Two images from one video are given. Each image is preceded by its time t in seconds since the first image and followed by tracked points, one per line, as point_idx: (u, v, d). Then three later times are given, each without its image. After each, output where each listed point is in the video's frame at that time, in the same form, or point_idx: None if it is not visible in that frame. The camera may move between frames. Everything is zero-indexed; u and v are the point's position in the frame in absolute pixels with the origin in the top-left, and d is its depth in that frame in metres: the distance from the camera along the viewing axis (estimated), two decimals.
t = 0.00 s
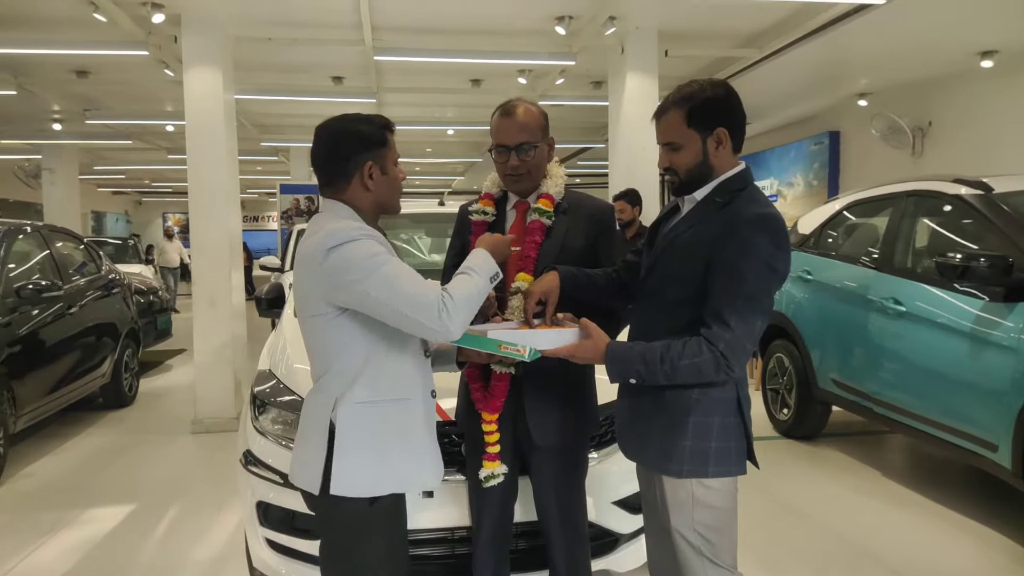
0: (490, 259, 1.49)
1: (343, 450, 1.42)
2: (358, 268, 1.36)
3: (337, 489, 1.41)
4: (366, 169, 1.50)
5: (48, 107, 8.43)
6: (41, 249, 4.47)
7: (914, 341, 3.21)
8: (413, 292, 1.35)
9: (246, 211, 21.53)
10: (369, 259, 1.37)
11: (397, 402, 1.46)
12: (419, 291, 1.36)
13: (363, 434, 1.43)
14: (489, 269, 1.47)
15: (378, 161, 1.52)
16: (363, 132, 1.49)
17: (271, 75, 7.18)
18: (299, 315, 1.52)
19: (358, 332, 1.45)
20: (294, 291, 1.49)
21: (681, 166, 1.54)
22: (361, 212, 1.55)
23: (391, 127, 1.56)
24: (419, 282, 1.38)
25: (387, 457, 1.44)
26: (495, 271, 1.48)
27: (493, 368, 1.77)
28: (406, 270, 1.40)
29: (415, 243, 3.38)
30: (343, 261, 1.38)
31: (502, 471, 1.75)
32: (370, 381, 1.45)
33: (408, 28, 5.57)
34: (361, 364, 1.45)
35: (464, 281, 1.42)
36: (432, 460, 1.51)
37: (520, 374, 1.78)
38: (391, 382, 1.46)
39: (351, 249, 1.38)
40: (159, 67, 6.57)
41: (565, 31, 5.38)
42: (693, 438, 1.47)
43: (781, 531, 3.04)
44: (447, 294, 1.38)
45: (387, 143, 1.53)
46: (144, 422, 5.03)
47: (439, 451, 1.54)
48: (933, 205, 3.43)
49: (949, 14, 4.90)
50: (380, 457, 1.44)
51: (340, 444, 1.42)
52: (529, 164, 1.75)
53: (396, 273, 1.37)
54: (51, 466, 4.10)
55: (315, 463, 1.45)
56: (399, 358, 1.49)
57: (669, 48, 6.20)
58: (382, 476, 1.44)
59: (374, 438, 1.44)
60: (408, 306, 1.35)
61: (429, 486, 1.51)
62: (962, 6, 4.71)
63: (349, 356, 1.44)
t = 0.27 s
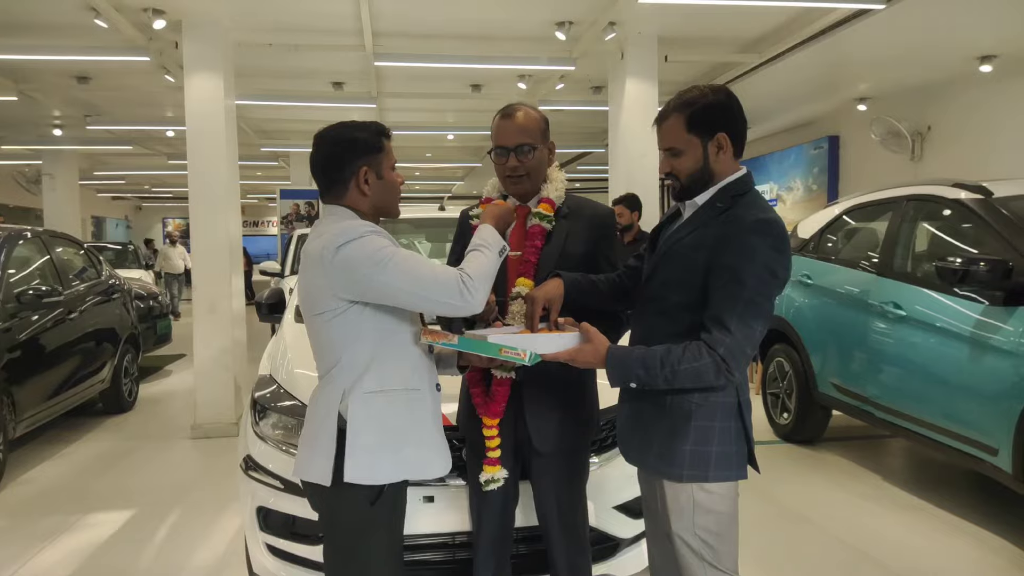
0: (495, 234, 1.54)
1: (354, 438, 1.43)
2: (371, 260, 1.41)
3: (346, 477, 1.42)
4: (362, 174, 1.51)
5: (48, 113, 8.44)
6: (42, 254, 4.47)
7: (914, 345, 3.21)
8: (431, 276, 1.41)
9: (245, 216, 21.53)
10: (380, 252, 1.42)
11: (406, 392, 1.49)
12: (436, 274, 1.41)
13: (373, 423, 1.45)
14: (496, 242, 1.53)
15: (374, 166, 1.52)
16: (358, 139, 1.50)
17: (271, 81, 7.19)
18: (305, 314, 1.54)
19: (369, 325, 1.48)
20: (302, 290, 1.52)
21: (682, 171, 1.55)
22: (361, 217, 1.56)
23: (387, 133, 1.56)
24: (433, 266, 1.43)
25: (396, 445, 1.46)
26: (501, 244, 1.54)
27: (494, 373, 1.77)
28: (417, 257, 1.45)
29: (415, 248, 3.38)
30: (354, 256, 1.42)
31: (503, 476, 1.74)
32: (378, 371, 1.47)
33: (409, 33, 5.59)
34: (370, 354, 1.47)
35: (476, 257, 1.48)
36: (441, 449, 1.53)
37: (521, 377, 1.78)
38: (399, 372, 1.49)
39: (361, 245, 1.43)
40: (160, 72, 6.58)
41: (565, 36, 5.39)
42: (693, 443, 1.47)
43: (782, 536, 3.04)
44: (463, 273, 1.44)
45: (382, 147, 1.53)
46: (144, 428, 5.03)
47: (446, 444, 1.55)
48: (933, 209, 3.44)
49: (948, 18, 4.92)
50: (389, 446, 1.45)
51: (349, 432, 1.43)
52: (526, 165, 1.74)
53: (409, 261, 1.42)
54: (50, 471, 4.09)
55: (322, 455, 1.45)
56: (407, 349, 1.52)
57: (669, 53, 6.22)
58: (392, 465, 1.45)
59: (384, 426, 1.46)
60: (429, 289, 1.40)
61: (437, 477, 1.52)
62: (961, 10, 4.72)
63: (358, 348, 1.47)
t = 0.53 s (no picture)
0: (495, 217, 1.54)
1: (353, 423, 1.44)
2: (372, 251, 1.43)
3: (343, 462, 1.43)
4: (361, 177, 1.51)
5: (46, 111, 8.42)
6: (38, 253, 4.46)
7: (911, 350, 3.21)
8: (431, 263, 1.42)
9: (243, 216, 21.50)
10: (379, 243, 1.44)
11: (404, 381, 1.50)
12: (435, 261, 1.42)
13: (372, 410, 1.46)
14: (496, 226, 1.53)
15: (373, 168, 1.52)
16: (356, 141, 1.50)
17: (270, 82, 7.18)
18: (309, 306, 1.56)
19: (371, 314, 1.49)
20: (306, 284, 1.54)
21: (678, 172, 1.55)
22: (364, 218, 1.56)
23: (387, 135, 1.56)
24: (433, 253, 1.44)
25: (393, 433, 1.46)
26: (501, 227, 1.54)
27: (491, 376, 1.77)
28: (417, 246, 1.46)
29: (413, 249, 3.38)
30: (356, 248, 1.44)
31: (499, 479, 1.74)
32: (378, 360, 1.48)
33: (408, 34, 5.59)
34: (370, 343, 1.48)
35: (477, 240, 1.49)
36: (439, 439, 1.54)
37: (518, 380, 1.78)
38: (398, 361, 1.50)
39: (361, 238, 1.45)
40: (158, 72, 6.57)
41: (564, 39, 5.40)
42: (691, 447, 1.47)
43: (779, 540, 3.04)
44: (463, 257, 1.44)
45: (382, 149, 1.53)
46: (140, 428, 5.01)
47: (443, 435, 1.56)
48: (930, 214, 3.45)
49: (946, 24, 4.94)
50: (388, 433, 1.46)
51: (348, 418, 1.44)
52: (522, 165, 1.73)
53: (409, 250, 1.44)
54: (45, 471, 4.07)
55: (320, 440, 1.46)
56: (407, 339, 1.53)
57: (667, 57, 6.23)
58: (389, 452, 1.46)
59: (382, 414, 1.47)
60: (429, 275, 1.41)
61: (433, 466, 1.53)
62: (958, 17, 4.74)
63: (359, 336, 1.48)
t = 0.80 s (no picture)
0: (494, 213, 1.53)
1: (352, 418, 1.44)
2: (371, 250, 1.44)
3: (341, 457, 1.43)
4: (363, 180, 1.51)
5: (46, 115, 8.43)
6: (38, 256, 4.46)
7: (911, 349, 3.21)
8: (429, 259, 1.42)
9: (243, 219, 21.50)
10: (378, 241, 1.45)
11: (404, 377, 1.49)
12: (433, 257, 1.42)
13: (371, 404, 1.46)
14: (495, 223, 1.52)
15: (375, 171, 1.52)
16: (357, 146, 1.51)
17: (270, 84, 7.19)
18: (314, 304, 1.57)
19: (371, 311, 1.49)
20: (311, 283, 1.56)
21: (677, 168, 1.56)
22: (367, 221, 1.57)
23: (389, 139, 1.56)
24: (431, 250, 1.44)
25: (392, 428, 1.46)
26: (500, 223, 1.53)
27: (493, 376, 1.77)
28: (416, 243, 1.46)
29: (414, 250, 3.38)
30: (356, 247, 1.45)
31: (501, 480, 1.74)
32: (379, 355, 1.48)
33: (407, 36, 5.60)
34: (370, 338, 1.48)
35: (476, 236, 1.48)
36: (439, 435, 1.53)
37: (520, 381, 1.78)
38: (398, 357, 1.49)
39: (360, 237, 1.46)
40: (158, 75, 6.58)
41: (563, 40, 5.41)
42: (691, 447, 1.47)
43: (780, 540, 3.03)
44: (462, 252, 1.44)
45: (383, 153, 1.53)
46: (140, 430, 5.01)
47: (443, 431, 1.56)
48: (930, 213, 3.45)
49: (945, 24, 4.94)
50: (387, 428, 1.46)
51: (347, 413, 1.44)
52: (518, 164, 1.73)
53: (407, 248, 1.44)
54: (46, 474, 4.07)
55: (320, 435, 1.46)
56: (407, 336, 1.52)
57: (667, 58, 6.24)
58: (388, 447, 1.46)
59: (381, 409, 1.46)
60: (428, 271, 1.41)
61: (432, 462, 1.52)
62: (957, 16, 4.75)
63: (359, 332, 1.47)
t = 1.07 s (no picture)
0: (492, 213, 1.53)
1: (351, 418, 1.43)
2: (370, 249, 1.43)
3: (340, 456, 1.43)
4: (362, 183, 1.51)
5: (44, 116, 8.42)
6: (36, 258, 4.45)
7: (909, 352, 3.21)
8: (427, 259, 1.42)
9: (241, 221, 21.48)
10: (376, 241, 1.44)
11: (403, 376, 1.49)
12: (431, 257, 1.42)
13: (370, 404, 1.45)
14: (494, 222, 1.52)
15: (374, 173, 1.52)
16: (355, 149, 1.51)
17: (268, 86, 7.19)
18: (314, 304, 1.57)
19: (370, 311, 1.48)
20: (312, 284, 1.56)
21: (676, 169, 1.56)
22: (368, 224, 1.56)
23: (388, 141, 1.56)
24: (429, 249, 1.44)
25: (391, 428, 1.46)
26: (499, 223, 1.53)
27: (490, 380, 1.76)
28: (415, 243, 1.46)
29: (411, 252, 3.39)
30: (355, 246, 1.45)
31: (499, 483, 1.73)
32: (378, 355, 1.47)
33: (406, 38, 5.60)
34: (370, 338, 1.47)
35: (474, 235, 1.48)
36: (438, 435, 1.53)
37: (517, 384, 1.78)
38: (397, 357, 1.49)
39: (359, 237, 1.46)
40: (156, 76, 6.58)
41: (562, 42, 5.42)
42: (689, 450, 1.47)
43: (778, 543, 3.03)
44: (460, 251, 1.43)
45: (382, 155, 1.53)
46: (138, 433, 4.99)
47: (443, 431, 1.55)
48: (927, 217, 3.45)
49: (942, 28, 4.96)
50: (387, 428, 1.45)
51: (345, 413, 1.43)
52: (516, 164, 1.72)
53: (405, 247, 1.44)
54: (42, 476, 4.06)
55: (319, 434, 1.46)
56: (407, 337, 1.52)
57: (665, 60, 6.25)
58: (387, 446, 1.45)
59: (380, 408, 1.46)
60: (425, 270, 1.41)
61: (431, 461, 1.52)
62: (954, 20, 4.77)
63: (358, 332, 1.47)
